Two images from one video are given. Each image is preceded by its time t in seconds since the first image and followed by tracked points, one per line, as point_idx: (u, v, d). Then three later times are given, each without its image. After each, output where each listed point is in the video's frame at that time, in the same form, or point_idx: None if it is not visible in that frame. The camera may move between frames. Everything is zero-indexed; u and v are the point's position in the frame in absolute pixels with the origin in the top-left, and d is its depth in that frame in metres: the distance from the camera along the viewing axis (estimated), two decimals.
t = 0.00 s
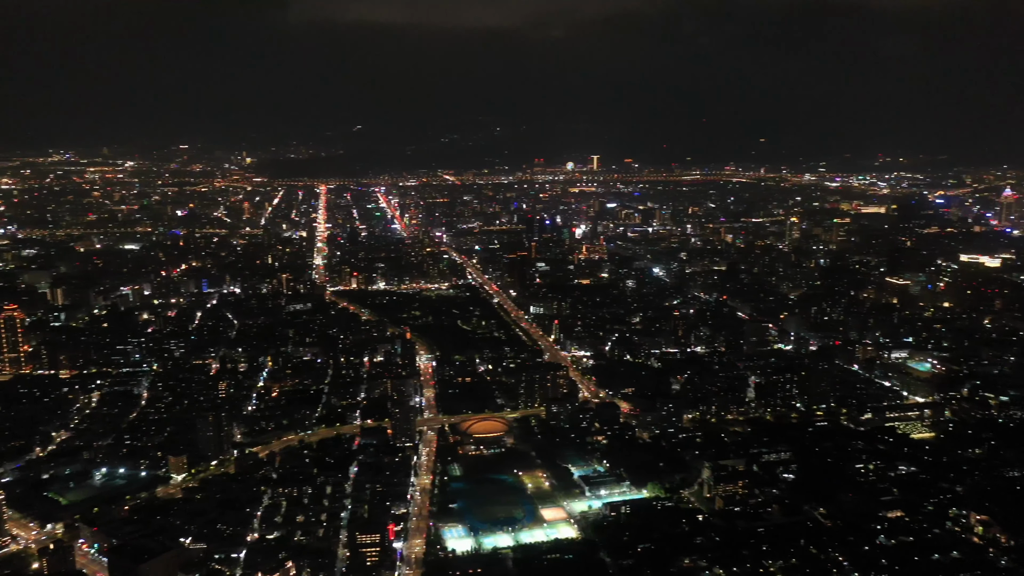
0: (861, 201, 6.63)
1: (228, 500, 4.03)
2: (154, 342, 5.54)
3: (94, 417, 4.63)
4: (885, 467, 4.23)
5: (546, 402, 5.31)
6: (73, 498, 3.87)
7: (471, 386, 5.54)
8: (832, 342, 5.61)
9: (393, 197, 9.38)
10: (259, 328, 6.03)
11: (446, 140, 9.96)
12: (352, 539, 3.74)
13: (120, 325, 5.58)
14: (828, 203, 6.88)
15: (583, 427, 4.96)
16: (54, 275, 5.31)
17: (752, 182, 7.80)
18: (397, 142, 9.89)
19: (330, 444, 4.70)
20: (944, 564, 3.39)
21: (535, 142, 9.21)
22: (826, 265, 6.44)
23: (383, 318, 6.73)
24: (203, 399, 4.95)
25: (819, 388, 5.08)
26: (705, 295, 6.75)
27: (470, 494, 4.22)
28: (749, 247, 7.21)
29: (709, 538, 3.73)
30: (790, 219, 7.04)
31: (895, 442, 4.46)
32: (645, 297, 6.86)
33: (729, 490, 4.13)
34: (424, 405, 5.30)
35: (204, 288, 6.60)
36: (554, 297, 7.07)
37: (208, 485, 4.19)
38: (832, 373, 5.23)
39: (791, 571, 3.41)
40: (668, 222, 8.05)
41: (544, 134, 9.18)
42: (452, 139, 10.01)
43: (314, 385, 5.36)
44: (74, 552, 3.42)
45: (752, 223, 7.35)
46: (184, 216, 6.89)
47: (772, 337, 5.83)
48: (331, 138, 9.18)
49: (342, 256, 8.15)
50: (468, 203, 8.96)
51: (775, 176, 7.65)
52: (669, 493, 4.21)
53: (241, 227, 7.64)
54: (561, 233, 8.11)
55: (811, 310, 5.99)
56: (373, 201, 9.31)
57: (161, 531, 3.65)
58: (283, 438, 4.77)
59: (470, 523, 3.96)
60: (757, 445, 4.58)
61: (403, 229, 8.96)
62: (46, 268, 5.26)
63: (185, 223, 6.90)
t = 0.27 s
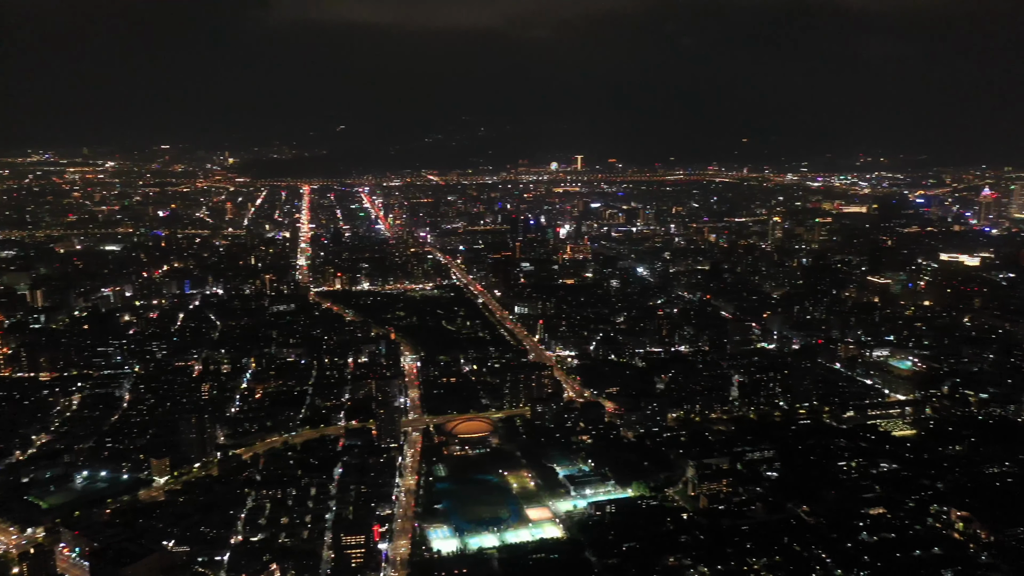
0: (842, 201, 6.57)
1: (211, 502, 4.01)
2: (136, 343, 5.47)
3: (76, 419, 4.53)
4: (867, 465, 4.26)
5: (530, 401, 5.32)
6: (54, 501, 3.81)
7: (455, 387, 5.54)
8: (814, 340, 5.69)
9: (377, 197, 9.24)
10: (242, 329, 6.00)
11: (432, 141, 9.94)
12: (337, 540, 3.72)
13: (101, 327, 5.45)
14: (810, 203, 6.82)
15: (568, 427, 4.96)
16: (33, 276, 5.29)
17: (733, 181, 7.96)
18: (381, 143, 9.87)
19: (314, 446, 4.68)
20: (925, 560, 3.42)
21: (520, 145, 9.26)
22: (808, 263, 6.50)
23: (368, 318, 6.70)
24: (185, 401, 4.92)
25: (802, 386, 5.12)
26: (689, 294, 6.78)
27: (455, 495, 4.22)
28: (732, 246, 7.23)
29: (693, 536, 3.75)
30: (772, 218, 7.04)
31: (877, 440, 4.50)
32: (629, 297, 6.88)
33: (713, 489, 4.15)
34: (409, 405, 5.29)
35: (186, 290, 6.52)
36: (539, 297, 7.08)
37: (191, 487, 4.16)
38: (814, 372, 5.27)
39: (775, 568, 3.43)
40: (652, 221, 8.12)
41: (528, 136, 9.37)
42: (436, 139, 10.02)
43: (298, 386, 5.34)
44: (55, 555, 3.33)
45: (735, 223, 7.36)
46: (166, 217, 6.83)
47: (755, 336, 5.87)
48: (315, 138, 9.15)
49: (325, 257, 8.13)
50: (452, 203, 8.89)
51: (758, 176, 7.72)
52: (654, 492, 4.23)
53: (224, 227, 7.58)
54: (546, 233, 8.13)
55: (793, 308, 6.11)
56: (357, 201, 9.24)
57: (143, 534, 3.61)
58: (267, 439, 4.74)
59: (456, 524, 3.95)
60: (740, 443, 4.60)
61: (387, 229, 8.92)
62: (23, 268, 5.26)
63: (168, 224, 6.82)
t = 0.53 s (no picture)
0: (824, 201, 6.74)
1: (194, 505, 3.97)
2: (117, 345, 5.39)
3: (56, 422, 4.46)
4: (850, 462, 4.30)
5: (515, 401, 5.32)
6: (34, 506, 3.76)
7: (440, 387, 5.53)
8: (797, 339, 5.74)
9: (360, 197, 9.15)
10: (225, 330, 5.96)
11: (416, 141, 9.90)
12: (322, 542, 3.70)
13: (81, 328, 5.32)
14: (793, 202, 6.99)
15: (553, 426, 4.96)
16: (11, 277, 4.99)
17: (717, 181, 8.06)
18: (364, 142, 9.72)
19: (298, 447, 4.66)
20: (907, 556, 3.45)
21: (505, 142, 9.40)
22: (790, 263, 6.57)
23: (352, 319, 6.67)
24: (168, 402, 4.88)
25: (785, 385, 5.15)
26: (672, 294, 6.82)
27: (440, 496, 4.21)
28: (715, 245, 7.29)
29: (678, 535, 3.76)
30: (755, 218, 7.18)
31: (859, 437, 4.53)
32: (614, 296, 6.89)
33: (698, 487, 4.17)
34: (393, 406, 5.28)
35: (168, 291, 6.45)
36: (523, 297, 7.07)
37: (174, 489, 4.12)
38: (797, 370, 5.30)
39: (759, 566, 3.45)
40: (636, 222, 8.21)
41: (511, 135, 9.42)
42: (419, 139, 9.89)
43: (282, 388, 5.31)
44: (35, 560, 3.35)
45: (718, 223, 7.45)
46: (147, 219, 6.41)
47: (738, 335, 5.90)
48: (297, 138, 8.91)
49: (309, 257, 8.09)
50: (437, 203, 9.09)
51: (741, 176, 7.86)
52: (639, 491, 4.24)
53: (207, 228, 7.41)
54: (530, 232, 8.30)
55: (777, 307, 6.14)
56: (341, 201, 9.01)
57: (126, 538, 3.56)
58: (251, 441, 4.71)
59: (441, 524, 3.94)
60: (724, 442, 4.62)
61: (371, 229, 8.84)
62: None
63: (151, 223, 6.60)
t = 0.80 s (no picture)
0: (807, 200, 6.95)
1: (178, 507, 3.92)
2: (97, 347, 5.28)
3: (37, 426, 4.31)
4: (833, 460, 4.33)
5: (501, 401, 5.32)
6: (15, 510, 3.67)
7: (425, 387, 5.52)
8: (780, 338, 5.78)
9: (344, 197, 9.10)
10: (209, 332, 5.92)
11: (400, 142, 9.88)
12: (306, 544, 3.68)
13: (61, 330, 5.15)
14: (776, 202, 7.26)
15: (538, 426, 4.97)
16: None
17: (700, 181, 8.42)
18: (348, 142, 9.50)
19: (283, 449, 4.63)
20: (890, 552, 3.48)
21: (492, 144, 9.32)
22: (774, 262, 6.73)
23: (337, 320, 6.65)
24: (151, 405, 4.83)
25: (769, 383, 5.18)
26: (656, 294, 6.81)
27: (426, 497, 4.21)
28: (700, 245, 7.41)
29: (663, 533, 3.76)
30: (739, 218, 7.38)
31: (842, 435, 4.57)
32: (599, 296, 6.91)
33: (683, 486, 4.18)
34: (378, 407, 5.27)
35: (150, 291, 6.33)
36: (508, 297, 7.08)
37: (157, 492, 4.08)
38: (780, 369, 5.34)
39: (743, 564, 3.46)
40: (621, 222, 8.34)
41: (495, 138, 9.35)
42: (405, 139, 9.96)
43: (266, 389, 5.29)
44: (15, 565, 3.29)
45: (702, 223, 7.66)
46: (129, 218, 6.29)
47: (723, 334, 5.94)
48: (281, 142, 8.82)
49: (293, 257, 8.02)
50: (421, 204, 9.07)
51: (724, 176, 8.25)
52: (624, 490, 4.25)
53: (190, 228, 7.31)
54: (514, 231, 8.33)
55: (758, 306, 6.19)
56: (323, 201, 8.97)
57: (107, 542, 3.53)
58: (235, 443, 4.68)
59: (426, 525, 3.94)
60: (709, 440, 4.64)
61: (355, 229, 8.85)
62: None
63: (132, 224, 6.37)
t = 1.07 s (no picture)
0: (789, 200, 7.11)
1: (160, 510, 3.87)
2: (79, 348, 5.13)
3: (15, 429, 4.25)
4: (816, 457, 4.35)
5: (486, 401, 5.32)
6: None
7: (410, 388, 5.51)
8: (764, 336, 5.81)
9: (328, 198, 9.19)
10: (191, 333, 5.87)
11: (385, 142, 9.37)
12: (292, 545, 3.65)
13: (42, 331, 5.02)
14: (760, 200, 7.40)
15: (524, 426, 4.97)
16: None
17: (684, 181, 8.58)
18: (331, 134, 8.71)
19: (267, 451, 4.61)
20: (873, 549, 3.51)
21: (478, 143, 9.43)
22: (757, 262, 6.69)
23: (321, 320, 6.62)
24: (133, 407, 4.76)
25: (753, 382, 5.22)
26: (641, 293, 6.84)
27: (411, 497, 4.20)
28: (683, 244, 7.45)
29: (649, 532, 3.77)
30: (723, 218, 7.42)
31: (825, 433, 4.60)
32: (583, 296, 6.92)
33: (668, 484, 4.19)
34: (363, 407, 5.25)
35: (132, 293, 6.20)
36: (493, 297, 7.07)
37: (139, 495, 4.03)
38: (764, 367, 5.38)
39: (728, 562, 3.48)
40: (605, 221, 8.37)
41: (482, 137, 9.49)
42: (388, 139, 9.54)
43: (250, 390, 5.25)
44: None
45: (686, 222, 7.72)
46: (110, 218, 6.21)
47: (706, 334, 5.96)
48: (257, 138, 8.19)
49: (277, 257, 7.96)
50: (405, 204, 9.00)
51: (708, 176, 8.39)
52: (610, 489, 4.25)
53: (172, 229, 7.31)
54: (499, 232, 8.19)
55: (744, 305, 6.21)
56: (307, 202, 9.14)
57: (88, 545, 3.49)
58: (218, 445, 4.65)
59: (412, 525, 3.93)
60: (693, 439, 4.66)
61: (339, 229, 8.96)
62: None
63: (112, 224, 6.27)
